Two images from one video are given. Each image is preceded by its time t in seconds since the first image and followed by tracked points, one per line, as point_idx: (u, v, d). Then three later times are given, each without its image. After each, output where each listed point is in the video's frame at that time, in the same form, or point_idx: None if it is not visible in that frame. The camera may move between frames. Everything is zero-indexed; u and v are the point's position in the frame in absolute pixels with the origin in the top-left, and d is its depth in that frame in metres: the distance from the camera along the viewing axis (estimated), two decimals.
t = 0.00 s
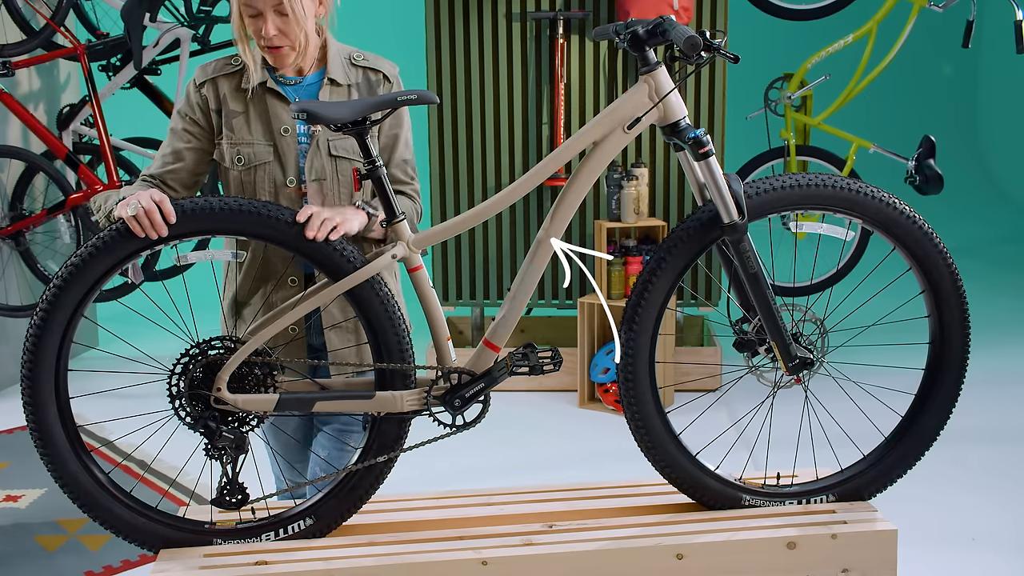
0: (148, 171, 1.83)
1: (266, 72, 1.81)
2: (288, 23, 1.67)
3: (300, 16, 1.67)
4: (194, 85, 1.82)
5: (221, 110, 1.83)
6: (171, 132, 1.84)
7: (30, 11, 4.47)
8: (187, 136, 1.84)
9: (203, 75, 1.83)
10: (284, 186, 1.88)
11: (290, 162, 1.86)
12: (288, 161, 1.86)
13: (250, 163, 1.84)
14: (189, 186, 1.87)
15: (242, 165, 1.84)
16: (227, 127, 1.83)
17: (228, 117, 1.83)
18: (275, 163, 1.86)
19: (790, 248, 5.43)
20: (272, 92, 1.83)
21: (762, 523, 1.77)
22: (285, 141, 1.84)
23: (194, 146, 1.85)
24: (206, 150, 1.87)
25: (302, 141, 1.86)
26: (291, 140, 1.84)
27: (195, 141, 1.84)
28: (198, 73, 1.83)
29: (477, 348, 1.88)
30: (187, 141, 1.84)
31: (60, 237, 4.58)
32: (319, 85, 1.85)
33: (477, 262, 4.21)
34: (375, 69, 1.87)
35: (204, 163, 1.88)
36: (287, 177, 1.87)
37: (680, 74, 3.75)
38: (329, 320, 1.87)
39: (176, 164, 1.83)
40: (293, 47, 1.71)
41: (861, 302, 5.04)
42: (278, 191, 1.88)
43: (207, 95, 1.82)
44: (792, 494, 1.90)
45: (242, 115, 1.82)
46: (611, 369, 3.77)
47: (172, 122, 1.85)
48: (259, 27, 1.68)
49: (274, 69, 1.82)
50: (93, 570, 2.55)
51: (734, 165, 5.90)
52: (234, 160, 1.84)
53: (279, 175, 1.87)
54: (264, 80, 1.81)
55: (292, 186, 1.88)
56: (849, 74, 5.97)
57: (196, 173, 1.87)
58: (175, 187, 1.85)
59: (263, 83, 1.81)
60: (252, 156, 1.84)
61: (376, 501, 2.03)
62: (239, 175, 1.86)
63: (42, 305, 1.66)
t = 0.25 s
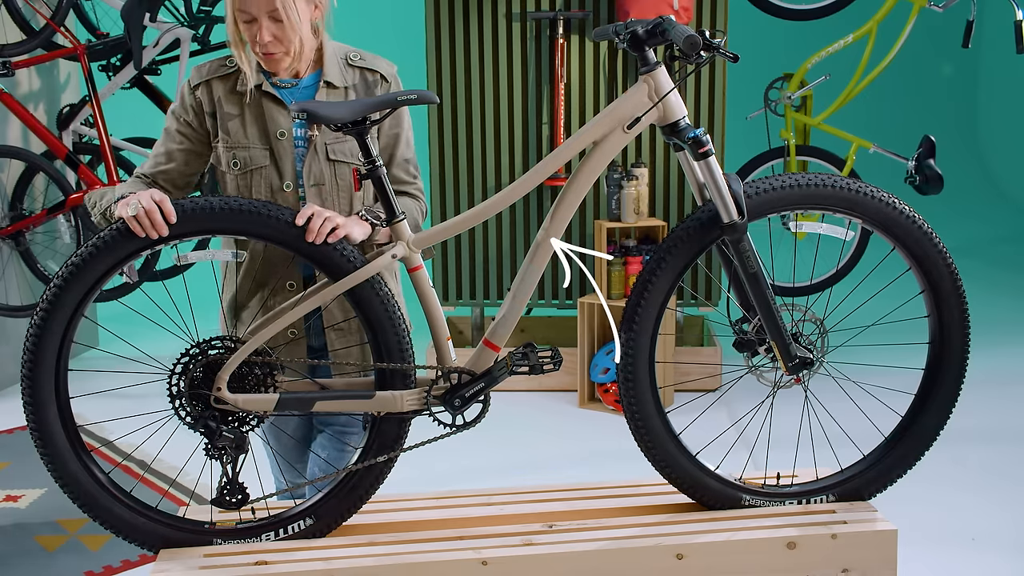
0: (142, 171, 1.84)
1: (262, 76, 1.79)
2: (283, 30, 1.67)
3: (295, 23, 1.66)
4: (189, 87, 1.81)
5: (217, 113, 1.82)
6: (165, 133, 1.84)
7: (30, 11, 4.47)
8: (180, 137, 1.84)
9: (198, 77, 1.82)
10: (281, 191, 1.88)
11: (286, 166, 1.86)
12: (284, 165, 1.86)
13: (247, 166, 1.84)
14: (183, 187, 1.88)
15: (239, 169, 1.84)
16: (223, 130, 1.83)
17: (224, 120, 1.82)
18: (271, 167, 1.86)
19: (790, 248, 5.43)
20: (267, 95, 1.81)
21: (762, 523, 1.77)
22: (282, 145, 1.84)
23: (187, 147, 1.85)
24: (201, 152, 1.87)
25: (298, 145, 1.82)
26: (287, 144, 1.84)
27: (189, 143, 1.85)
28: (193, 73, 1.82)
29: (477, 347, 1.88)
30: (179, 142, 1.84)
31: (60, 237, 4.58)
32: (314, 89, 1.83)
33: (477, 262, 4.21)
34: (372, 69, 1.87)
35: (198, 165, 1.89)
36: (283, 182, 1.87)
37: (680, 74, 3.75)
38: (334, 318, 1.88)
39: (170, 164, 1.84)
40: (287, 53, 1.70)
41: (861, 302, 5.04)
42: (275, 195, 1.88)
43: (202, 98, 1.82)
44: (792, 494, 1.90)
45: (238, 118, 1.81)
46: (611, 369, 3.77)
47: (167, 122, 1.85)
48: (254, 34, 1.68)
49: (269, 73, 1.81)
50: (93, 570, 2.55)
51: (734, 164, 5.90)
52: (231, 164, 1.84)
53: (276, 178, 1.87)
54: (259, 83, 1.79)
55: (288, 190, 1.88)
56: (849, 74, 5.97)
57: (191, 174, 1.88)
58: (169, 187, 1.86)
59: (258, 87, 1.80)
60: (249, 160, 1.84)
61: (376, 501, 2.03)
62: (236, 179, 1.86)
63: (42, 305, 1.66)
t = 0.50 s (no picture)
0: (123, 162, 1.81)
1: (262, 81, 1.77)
2: (281, 36, 1.62)
3: (293, 29, 1.62)
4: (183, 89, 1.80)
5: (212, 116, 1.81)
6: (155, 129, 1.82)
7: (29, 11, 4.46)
8: (168, 136, 1.83)
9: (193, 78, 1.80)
10: (280, 197, 1.88)
11: (284, 172, 1.86)
12: (282, 171, 1.86)
13: (244, 172, 1.85)
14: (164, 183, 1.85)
15: (236, 174, 1.85)
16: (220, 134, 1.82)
17: (220, 123, 1.81)
18: (269, 173, 1.86)
19: (790, 248, 5.43)
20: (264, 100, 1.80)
21: (762, 523, 1.77)
22: (280, 151, 1.84)
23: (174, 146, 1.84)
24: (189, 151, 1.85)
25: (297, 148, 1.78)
26: (285, 149, 1.84)
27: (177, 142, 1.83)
28: (188, 76, 1.80)
29: (477, 347, 1.88)
30: (167, 140, 1.84)
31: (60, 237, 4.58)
32: (313, 91, 1.82)
33: (477, 262, 4.21)
34: (370, 71, 1.87)
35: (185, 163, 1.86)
36: (282, 189, 1.88)
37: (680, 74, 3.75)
38: (337, 317, 1.87)
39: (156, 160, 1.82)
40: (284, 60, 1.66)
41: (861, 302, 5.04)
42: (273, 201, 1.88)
43: (197, 100, 1.80)
44: (792, 494, 1.90)
45: (235, 122, 1.81)
46: (611, 369, 3.77)
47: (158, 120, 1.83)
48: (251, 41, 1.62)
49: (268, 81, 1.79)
50: (93, 570, 2.55)
51: (734, 165, 5.90)
52: (228, 169, 1.84)
53: (275, 185, 1.87)
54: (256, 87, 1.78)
55: (287, 196, 1.88)
56: (849, 74, 5.97)
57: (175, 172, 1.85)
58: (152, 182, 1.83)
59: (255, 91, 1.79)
60: (246, 166, 1.84)
61: (376, 500, 2.03)
62: (233, 185, 1.86)
63: (42, 305, 1.66)
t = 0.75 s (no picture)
0: (98, 141, 1.72)
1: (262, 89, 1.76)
2: (278, 44, 1.60)
3: (290, 36, 1.60)
4: (179, 85, 1.76)
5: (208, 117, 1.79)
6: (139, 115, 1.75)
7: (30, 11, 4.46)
8: (157, 125, 1.75)
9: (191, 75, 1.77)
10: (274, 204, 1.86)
11: (279, 178, 1.85)
12: (277, 177, 1.85)
13: (238, 177, 1.83)
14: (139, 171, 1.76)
15: (229, 178, 1.83)
16: (216, 136, 1.81)
17: (216, 125, 1.79)
18: (263, 180, 1.85)
19: (790, 248, 5.43)
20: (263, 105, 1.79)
21: (762, 523, 1.77)
22: (276, 158, 1.83)
23: (161, 137, 1.76)
24: (173, 145, 1.79)
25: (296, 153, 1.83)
26: (282, 156, 1.83)
27: (164, 133, 1.76)
28: (185, 71, 1.76)
29: (477, 347, 1.88)
30: (154, 129, 1.75)
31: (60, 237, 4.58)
32: (312, 94, 1.83)
33: (477, 262, 4.21)
34: (368, 73, 1.86)
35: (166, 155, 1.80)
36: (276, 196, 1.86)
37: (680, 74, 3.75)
38: (336, 317, 1.86)
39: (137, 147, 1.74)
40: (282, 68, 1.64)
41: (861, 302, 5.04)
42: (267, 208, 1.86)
43: (193, 97, 1.77)
44: (792, 494, 1.90)
45: (231, 125, 1.79)
46: (611, 369, 3.77)
47: (144, 107, 1.76)
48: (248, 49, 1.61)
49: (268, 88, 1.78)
50: (93, 570, 2.55)
51: (734, 165, 5.90)
52: (222, 173, 1.83)
53: (268, 192, 1.85)
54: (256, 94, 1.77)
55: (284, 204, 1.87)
56: (849, 74, 5.97)
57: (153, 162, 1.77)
58: (126, 169, 1.74)
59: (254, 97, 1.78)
60: (240, 171, 1.83)
61: (376, 500, 2.03)
62: (227, 189, 1.85)
63: (43, 305, 1.66)
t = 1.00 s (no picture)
0: (92, 138, 1.65)
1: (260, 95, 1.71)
2: (276, 56, 1.60)
3: (288, 49, 1.60)
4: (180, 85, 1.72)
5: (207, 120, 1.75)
6: (136, 113, 1.68)
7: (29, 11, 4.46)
8: (155, 126, 1.70)
9: (192, 76, 1.72)
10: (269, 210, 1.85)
11: (276, 183, 1.84)
12: (273, 182, 1.84)
13: (234, 183, 1.81)
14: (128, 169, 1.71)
15: (225, 184, 1.81)
16: (214, 141, 1.77)
17: (216, 129, 1.75)
18: (260, 186, 1.83)
19: (790, 248, 5.43)
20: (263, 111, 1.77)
21: (762, 523, 1.77)
22: (273, 164, 1.82)
23: (159, 138, 1.71)
24: (167, 145, 1.74)
25: (296, 159, 1.78)
26: (280, 164, 1.82)
27: (162, 134, 1.71)
28: (187, 71, 1.72)
29: (477, 347, 1.88)
30: (152, 130, 1.70)
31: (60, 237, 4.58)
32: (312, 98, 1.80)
33: (477, 262, 4.21)
34: (366, 75, 1.86)
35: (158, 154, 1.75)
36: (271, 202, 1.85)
37: (680, 74, 3.75)
38: (339, 316, 1.86)
39: (133, 146, 1.68)
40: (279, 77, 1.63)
41: (861, 302, 5.04)
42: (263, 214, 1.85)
43: (193, 100, 1.73)
44: (792, 494, 1.90)
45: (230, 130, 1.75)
46: (611, 369, 3.77)
47: (141, 105, 1.69)
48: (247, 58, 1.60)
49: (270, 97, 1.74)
50: (93, 570, 2.55)
51: (734, 165, 5.90)
52: (217, 179, 1.80)
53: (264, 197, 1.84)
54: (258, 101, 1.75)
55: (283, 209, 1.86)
56: (848, 74, 5.97)
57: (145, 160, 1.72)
58: (117, 167, 1.69)
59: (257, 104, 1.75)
60: (236, 177, 1.80)
61: (376, 501, 2.03)
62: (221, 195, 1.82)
63: (42, 305, 1.66)
